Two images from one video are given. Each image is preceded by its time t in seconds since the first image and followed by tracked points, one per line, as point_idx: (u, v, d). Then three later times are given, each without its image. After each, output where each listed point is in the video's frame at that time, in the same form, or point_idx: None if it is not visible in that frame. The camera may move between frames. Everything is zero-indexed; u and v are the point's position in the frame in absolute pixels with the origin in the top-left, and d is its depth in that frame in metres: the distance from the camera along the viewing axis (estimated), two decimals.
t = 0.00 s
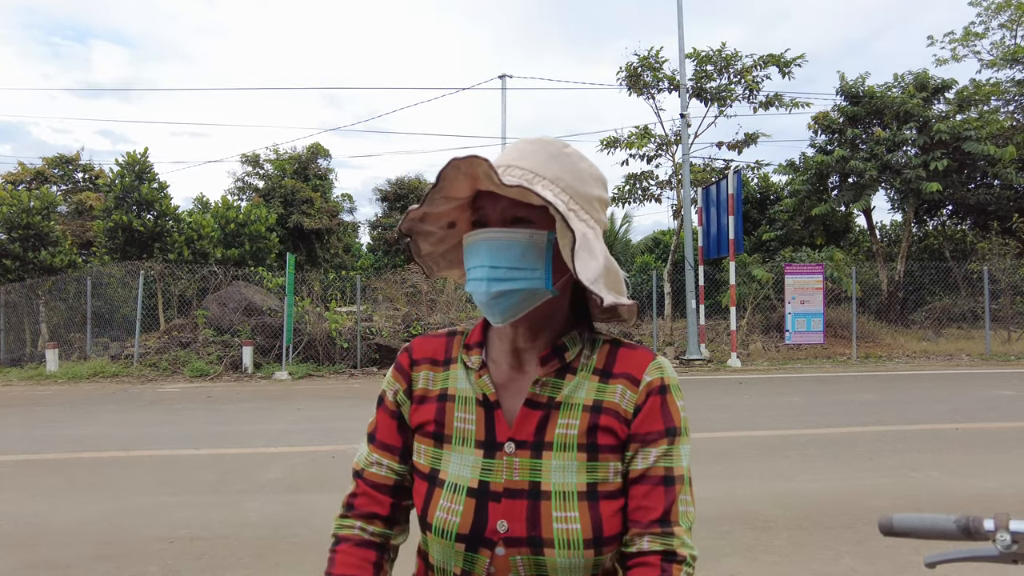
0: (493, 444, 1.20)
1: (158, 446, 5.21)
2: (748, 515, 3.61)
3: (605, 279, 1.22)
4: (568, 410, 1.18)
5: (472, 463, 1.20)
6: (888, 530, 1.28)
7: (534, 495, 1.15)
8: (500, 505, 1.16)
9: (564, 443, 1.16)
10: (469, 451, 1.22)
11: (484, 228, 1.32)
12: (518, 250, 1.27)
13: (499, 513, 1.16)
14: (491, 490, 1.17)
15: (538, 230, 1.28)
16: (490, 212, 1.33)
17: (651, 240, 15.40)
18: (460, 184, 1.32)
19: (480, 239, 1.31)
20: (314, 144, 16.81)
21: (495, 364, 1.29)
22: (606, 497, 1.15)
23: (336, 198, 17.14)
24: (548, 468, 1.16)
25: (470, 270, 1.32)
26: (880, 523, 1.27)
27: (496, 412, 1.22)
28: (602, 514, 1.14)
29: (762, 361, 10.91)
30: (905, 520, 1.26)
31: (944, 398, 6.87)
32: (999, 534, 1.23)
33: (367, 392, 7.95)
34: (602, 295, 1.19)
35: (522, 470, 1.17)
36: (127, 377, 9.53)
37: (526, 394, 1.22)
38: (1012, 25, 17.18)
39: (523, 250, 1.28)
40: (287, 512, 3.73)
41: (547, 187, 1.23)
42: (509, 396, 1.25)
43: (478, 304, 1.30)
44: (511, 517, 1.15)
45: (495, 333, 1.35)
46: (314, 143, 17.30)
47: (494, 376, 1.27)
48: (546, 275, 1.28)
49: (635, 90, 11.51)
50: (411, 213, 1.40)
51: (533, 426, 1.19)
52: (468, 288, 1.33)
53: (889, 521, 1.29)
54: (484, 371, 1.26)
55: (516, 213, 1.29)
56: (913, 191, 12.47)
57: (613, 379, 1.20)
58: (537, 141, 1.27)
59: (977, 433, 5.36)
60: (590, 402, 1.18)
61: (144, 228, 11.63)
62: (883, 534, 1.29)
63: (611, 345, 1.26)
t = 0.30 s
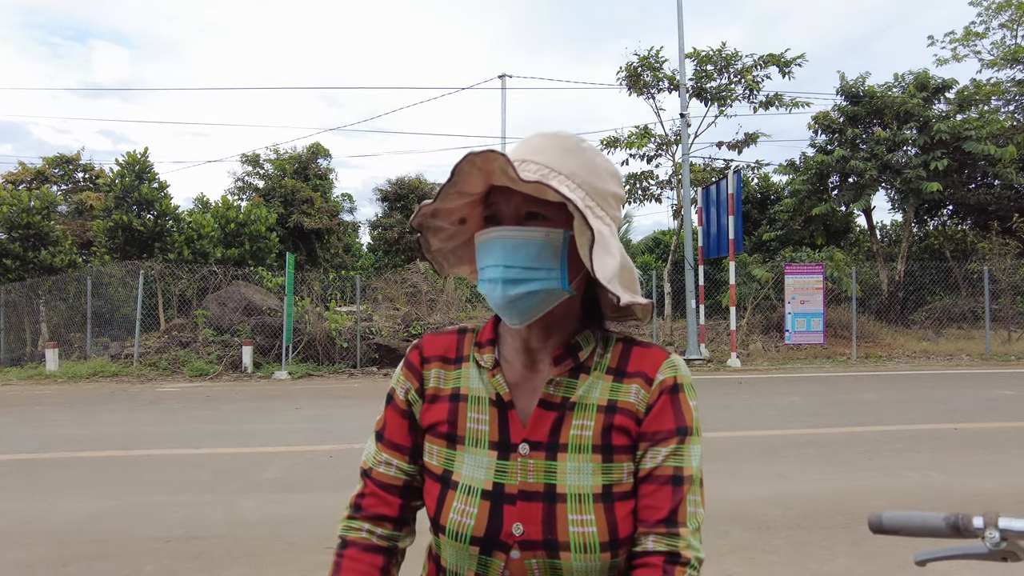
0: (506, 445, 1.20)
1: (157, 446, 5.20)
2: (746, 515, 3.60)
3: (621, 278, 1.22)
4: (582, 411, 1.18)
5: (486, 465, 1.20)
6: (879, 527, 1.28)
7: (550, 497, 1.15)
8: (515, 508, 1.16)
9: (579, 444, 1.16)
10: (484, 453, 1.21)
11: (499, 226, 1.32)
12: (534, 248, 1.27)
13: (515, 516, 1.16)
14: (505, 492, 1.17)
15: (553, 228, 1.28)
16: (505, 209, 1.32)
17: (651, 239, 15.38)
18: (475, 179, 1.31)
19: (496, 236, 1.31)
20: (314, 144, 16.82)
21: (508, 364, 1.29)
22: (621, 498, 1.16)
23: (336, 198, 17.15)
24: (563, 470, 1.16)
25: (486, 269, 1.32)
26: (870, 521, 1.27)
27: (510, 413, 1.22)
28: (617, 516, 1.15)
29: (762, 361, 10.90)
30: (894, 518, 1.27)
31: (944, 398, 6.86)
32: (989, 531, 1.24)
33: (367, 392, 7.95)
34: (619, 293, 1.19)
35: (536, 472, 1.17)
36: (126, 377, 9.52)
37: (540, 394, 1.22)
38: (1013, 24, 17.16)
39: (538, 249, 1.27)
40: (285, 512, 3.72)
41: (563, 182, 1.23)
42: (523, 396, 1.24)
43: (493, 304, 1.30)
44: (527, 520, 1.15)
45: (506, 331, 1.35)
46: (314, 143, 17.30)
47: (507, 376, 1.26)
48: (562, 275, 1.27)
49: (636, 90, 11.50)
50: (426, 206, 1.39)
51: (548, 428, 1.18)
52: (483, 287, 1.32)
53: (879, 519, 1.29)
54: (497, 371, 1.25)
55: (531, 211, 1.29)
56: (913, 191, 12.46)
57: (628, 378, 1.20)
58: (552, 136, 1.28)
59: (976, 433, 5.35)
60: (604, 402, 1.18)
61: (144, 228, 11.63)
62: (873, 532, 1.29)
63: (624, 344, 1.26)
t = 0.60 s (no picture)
0: (523, 449, 1.20)
1: (156, 446, 5.20)
2: (745, 516, 3.60)
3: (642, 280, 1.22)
4: (599, 415, 1.18)
5: (502, 468, 1.20)
6: (873, 531, 1.29)
7: (566, 502, 1.15)
8: (532, 512, 1.16)
9: (596, 449, 1.16)
10: (500, 456, 1.21)
11: (517, 228, 1.31)
12: (554, 250, 1.27)
13: (531, 520, 1.16)
14: (522, 496, 1.17)
15: (573, 229, 1.27)
16: (523, 212, 1.32)
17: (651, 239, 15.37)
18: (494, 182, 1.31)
19: (514, 238, 1.31)
20: (314, 143, 16.81)
21: (524, 366, 1.29)
22: (638, 504, 1.15)
23: (336, 198, 17.14)
24: (580, 475, 1.16)
25: (504, 271, 1.31)
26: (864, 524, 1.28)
27: (526, 415, 1.22)
28: (633, 522, 1.14)
29: (762, 361, 10.90)
30: (889, 522, 1.27)
31: (943, 399, 6.86)
32: (983, 535, 1.23)
33: (366, 392, 7.95)
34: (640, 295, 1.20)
35: (553, 477, 1.17)
36: (126, 377, 9.52)
37: (557, 397, 1.22)
38: (1013, 24, 17.16)
39: (557, 250, 1.27)
40: (283, 512, 3.72)
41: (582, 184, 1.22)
42: (540, 399, 1.24)
43: (512, 305, 1.30)
44: (543, 524, 1.15)
45: (523, 333, 1.35)
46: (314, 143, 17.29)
47: (524, 379, 1.27)
48: (582, 276, 1.27)
49: (635, 90, 11.50)
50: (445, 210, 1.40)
51: (566, 432, 1.18)
52: (502, 289, 1.32)
53: (874, 523, 1.29)
54: (514, 373, 1.25)
55: (551, 212, 1.29)
56: (913, 191, 12.46)
57: (646, 382, 1.20)
58: (569, 136, 1.27)
59: (975, 433, 5.35)
60: (622, 407, 1.18)
61: (144, 228, 11.63)
62: (868, 535, 1.29)
63: (643, 347, 1.26)
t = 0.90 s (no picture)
0: (537, 453, 1.20)
1: (156, 446, 5.19)
2: (745, 516, 3.60)
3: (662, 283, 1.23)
4: (613, 421, 1.18)
5: (516, 472, 1.20)
6: (870, 530, 1.29)
7: (579, 507, 1.15)
8: (544, 517, 1.16)
9: (609, 455, 1.16)
10: (513, 460, 1.21)
11: (538, 228, 1.31)
12: (576, 251, 1.26)
13: (543, 525, 1.16)
14: (535, 501, 1.17)
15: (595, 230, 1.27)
16: (543, 212, 1.32)
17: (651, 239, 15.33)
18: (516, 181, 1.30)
19: (534, 237, 1.30)
20: (314, 143, 16.81)
21: (538, 370, 1.29)
22: (649, 509, 1.16)
23: (336, 198, 17.14)
24: (592, 480, 1.16)
25: (523, 270, 1.31)
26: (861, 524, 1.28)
27: (540, 420, 1.22)
28: (644, 527, 1.15)
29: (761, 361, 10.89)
30: (886, 521, 1.27)
31: (942, 399, 6.86)
32: (978, 534, 1.23)
33: (366, 392, 7.94)
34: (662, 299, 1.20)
35: (566, 482, 1.17)
36: (125, 377, 9.52)
37: (571, 402, 1.22)
38: (1013, 24, 17.15)
39: (579, 250, 1.27)
40: (281, 512, 3.72)
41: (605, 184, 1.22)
42: (554, 403, 1.25)
43: (530, 305, 1.29)
44: (555, 529, 1.15)
45: (537, 336, 1.35)
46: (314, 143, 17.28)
47: (538, 382, 1.27)
48: (602, 276, 1.27)
49: (635, 90, 11.50)
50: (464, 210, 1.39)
51: (579, 436, 1.18)
52: (520, 288, 1.31)
53: (871, 522, 1.29)
54: (528, 377, 1.25)
55: (571, 212, 1.29)
56: (913, 191, 12.46)
57: (660, 388, 1.20)
58: (588, 138, 1.27)
59: (974, 433, 5.35)
60: (636, 412, 1.18)
61: (143, 227, 11.62)
62: (865, 535, 1.29)
63: (657, 352, 1.26)
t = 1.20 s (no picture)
0: (525, 452, 1.20)
1: (155, 446, 5.19)
2: (744, 516, 3.60)
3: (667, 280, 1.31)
4: (600, 418, 1.20)
5: (505, 472, 1.20)
6: (868, 527, 1.28)
7: (568, 505, 1.16)
8: (534, 516, 1.17)
9: (597, 452, 1.18)
10: (501, 460, 1.21)
11: (550, 227, 1.29)
12: (588, 251, 1.27)
13: (533, 523, 1.17)
14: (524, 500, 1.18)
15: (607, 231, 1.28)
16: (555, 206, 1.30)
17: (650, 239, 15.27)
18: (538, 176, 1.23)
19: (552, 232, 1.28)
20: (314, 144, 16.80)
21: (526, 368, 1.29)
22: (637, 504, 1.18)
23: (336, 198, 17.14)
24: (581, 477, 1.17)
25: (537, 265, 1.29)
26: (860, 521, 1.27)
27: (528, 419, 1.22)
28: (633, 522, 1.17)
29: (761, 361, 10.89)
30: (883, 518, 1.27)
31: (942, 399, 6.86)
32: (975, 531, 1.24)
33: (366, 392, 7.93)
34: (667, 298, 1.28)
35: (555, 480, 1.18)
36: (125, 377, 9.51)
37: (560, 401, 1.23)
38: (1012, 25, 17.16)
39: (595, 249, 1.28)
40: (281, 512, 3.73)
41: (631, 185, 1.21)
42: (542, 402, 1.25)
43: (541, 301, 1.28)
44: (546, 527, 1.16)
45: (522, 334, 1.35)
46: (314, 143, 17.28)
47: (526, 382, 1.27)
48: (612, 278, 1.29)
49: (635, 91, 11.50)
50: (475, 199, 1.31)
51: (567, 435, 1.20)
52: (529, 283, 1.30)
53: (869, 520, 1.29)
54: (516, 376, 1.25)
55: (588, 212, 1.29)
56: (913, 191, 12.47)
57: (646, 385, 1.23)
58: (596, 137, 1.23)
59: (974, 433, 5.35)
60: (623, 409, 1.21)
61: (142, 227, 11.62)
62: (862, 532, 1.29)
63: (641, 350, 1.29)
